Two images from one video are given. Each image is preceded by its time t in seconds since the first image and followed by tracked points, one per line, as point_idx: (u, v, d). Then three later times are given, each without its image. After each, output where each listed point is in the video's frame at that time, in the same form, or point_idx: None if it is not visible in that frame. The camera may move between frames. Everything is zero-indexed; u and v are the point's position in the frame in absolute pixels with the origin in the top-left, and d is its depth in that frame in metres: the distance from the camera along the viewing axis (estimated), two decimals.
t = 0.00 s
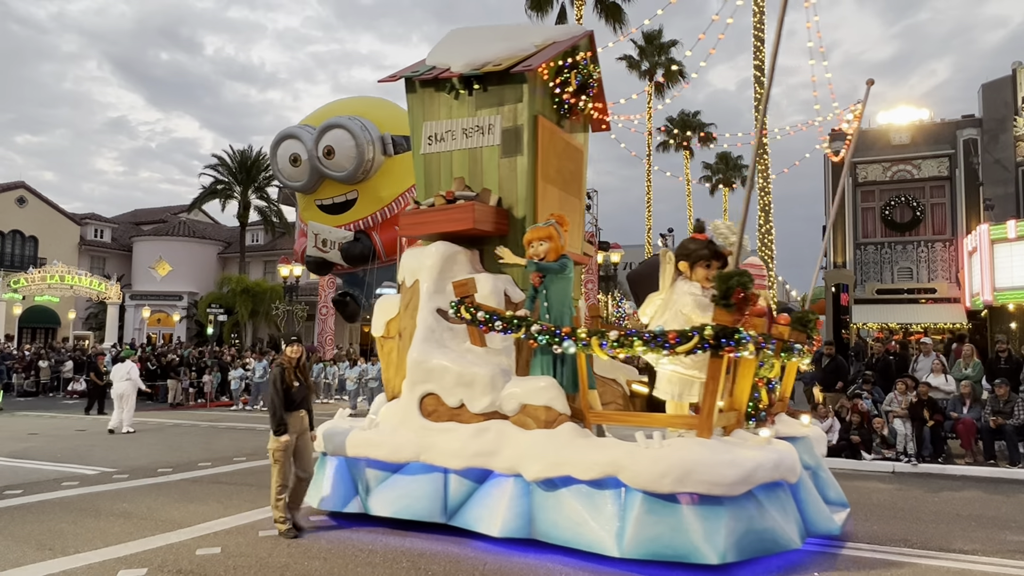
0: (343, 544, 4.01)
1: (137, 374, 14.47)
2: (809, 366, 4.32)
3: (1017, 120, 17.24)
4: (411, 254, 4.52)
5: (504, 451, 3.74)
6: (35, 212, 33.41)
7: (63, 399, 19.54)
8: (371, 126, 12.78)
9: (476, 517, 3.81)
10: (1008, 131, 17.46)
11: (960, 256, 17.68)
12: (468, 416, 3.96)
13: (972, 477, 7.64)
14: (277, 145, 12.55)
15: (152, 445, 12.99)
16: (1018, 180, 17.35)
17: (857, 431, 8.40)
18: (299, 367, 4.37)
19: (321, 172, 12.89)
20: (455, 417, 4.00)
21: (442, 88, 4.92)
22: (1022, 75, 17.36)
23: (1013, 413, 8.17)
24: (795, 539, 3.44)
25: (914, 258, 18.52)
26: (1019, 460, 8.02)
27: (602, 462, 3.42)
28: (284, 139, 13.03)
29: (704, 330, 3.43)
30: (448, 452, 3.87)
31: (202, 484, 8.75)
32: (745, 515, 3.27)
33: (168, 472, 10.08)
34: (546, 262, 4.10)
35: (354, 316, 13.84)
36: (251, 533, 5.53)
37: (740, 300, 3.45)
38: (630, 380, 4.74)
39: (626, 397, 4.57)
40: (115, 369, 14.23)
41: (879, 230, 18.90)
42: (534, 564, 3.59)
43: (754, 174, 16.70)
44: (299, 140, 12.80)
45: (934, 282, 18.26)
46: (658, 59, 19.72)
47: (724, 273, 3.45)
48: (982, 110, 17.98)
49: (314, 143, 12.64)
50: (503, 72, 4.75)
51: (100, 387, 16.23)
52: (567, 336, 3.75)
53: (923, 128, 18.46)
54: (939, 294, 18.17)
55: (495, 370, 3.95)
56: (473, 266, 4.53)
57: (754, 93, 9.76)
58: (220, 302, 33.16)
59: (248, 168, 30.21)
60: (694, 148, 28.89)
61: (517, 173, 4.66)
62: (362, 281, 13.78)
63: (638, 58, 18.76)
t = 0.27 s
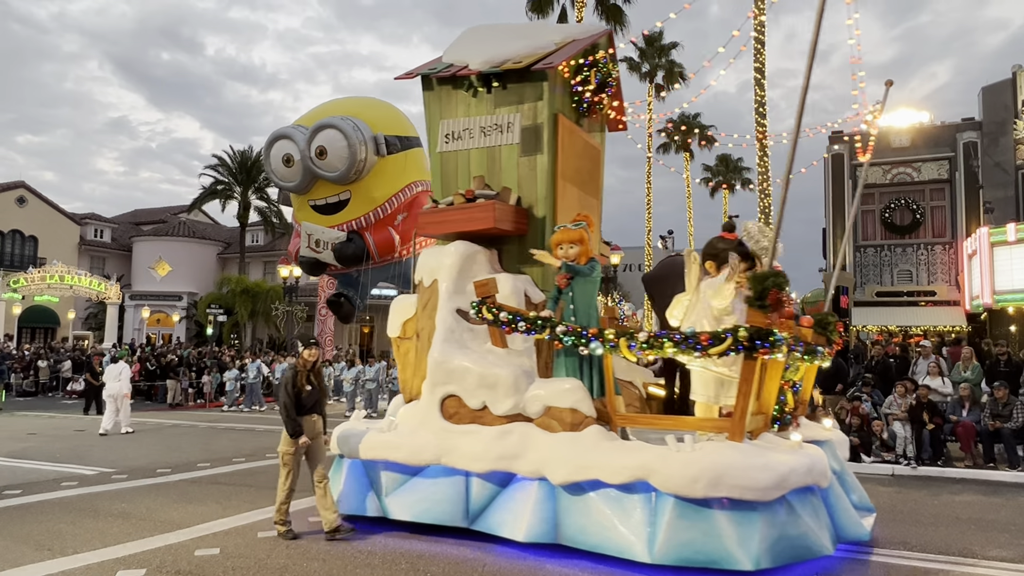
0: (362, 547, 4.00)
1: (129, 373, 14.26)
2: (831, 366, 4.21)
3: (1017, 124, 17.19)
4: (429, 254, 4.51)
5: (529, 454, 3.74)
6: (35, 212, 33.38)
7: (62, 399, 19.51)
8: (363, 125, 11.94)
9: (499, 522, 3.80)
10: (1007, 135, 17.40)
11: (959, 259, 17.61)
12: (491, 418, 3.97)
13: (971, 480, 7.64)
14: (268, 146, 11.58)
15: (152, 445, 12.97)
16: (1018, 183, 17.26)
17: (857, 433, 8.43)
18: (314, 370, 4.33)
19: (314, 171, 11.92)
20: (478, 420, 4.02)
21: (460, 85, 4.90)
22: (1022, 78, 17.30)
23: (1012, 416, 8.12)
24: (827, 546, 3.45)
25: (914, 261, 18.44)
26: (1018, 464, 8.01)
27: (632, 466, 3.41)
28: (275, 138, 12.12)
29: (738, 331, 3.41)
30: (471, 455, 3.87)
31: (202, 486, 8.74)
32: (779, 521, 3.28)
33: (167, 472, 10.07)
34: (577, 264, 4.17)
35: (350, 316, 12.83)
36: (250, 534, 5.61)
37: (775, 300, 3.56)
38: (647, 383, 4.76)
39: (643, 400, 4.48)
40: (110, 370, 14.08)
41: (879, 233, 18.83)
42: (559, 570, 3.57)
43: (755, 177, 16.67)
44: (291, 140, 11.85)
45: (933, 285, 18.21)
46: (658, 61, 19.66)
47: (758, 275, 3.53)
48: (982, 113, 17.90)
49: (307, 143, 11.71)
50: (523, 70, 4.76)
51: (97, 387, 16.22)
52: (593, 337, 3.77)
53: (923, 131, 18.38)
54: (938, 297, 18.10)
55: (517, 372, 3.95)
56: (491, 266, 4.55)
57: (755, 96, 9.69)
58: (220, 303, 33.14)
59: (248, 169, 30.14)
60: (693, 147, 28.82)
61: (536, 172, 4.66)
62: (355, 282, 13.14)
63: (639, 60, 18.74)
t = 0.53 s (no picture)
0: (384, 555, 4.03)
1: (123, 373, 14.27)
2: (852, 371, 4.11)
3: (1017, 127, 17.06)
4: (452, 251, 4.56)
5: (558, 457, 3.79)
6: (36, 212, 33.37)
7: (61, 399, 19.48)
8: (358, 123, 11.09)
9: (527, 526, 3.84)
10: (1008, 138, 17.28)
11: (959, 262, 17.50)
12: (518, 421, 4.02)
13: (971, 483, 7.62)
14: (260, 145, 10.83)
15: (152, 445, 12.95)
16: (1018, 187, 17.11)
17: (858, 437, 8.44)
18: (337, 371, 4.33)
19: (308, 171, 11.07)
20: (502, 422, 4.06)
21: (482, 82, 4.95)
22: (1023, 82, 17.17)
23: (1012, 420, 8.04)
24: (863, 553, 3.48)
25: (914, 264, 18.31)
26: (1018, 467, 7.94)
27: (668, 471, 3.45)
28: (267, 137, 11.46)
29: (777, 334, 3.55)
30: (498, 458, 3.90)
31: (204, 488, 8.75)
32: (817, 528, 3.33)
33: (168, 473, 10.07)
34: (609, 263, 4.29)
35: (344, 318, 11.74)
36: (252, 535, 5.70)
37: (815, 302, 3.65)
38: (665, 386, 4.71)
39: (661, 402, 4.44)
40: (103, 369, 14.08)
41: (879, 236, 18.74)
42: None
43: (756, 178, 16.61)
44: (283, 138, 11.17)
45: (933, 288, 18.11)
46: (659, 63, 19.61)
47: (798, 277, 3.62)
48: (983, 116, 17.82)
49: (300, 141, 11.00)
50: (546, 68, 4.85)
51: (95, 387, 16.18)
52: (625, 340, 3.91)
53: (923, 134, 18.29)
54: (938, 300, 18.02)
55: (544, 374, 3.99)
56: (514, 266, 4.61)
57: (755, 97, 9.59)
58: (220, 303, 33.15)
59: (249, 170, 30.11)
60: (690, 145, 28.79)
61: (560, 171, 4.76)
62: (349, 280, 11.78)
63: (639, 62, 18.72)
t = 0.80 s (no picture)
0: (403, 558, 4.07)
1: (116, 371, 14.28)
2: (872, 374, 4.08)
3: (1012, 129, 16.63)
4: (474, 250, 4.72)
5: (584, 460, 3.83)
6: (31, 210, 33.29)
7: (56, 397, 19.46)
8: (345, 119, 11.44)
9: (551, 530, 3.88)
10: (1003, 140, 16.86)
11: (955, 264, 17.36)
12: (542, 423, 4.07)
13: (965, 484, 7.59)
14: (250, 143, 11.18)
15: (147, 444, 12.96)
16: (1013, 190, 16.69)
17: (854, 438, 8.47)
18: (353, 370, 4.47)
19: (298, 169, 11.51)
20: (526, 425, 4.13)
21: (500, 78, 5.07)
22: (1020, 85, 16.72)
23: (1007, 421, 7.99)
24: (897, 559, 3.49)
25: (910, 266, 18.23)
26: (1013, 469, 7.89)
27: (698, 475, 3.49)
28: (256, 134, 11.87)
29: (813, 336, 3.53)
30: (521, 461, 3.96)
31: (199, 488, 8.76)
32: (851, 533, 3.35)
33: (164, 472, 10.10)
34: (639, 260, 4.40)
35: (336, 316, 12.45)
36: (244, 535, 5.82)
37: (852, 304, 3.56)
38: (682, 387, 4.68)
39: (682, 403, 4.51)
40: (95, 367, 14.07)
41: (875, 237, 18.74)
42: None
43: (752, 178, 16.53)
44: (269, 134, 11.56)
45: (928, 289, 18.05)
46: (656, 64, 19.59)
47: (833, 278, 3.59)
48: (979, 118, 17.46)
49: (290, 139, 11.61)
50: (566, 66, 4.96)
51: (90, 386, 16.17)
52: (654, 341, 3.88)
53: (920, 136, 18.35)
54: (933, 301, 17.97)
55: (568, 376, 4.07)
56: (533, 265, 4.78)
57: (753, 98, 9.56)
58: (215, 302, 33.11)
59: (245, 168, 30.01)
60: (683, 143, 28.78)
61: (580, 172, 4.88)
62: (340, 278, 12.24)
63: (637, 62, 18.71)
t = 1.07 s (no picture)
0: (425, 559, 4.09)
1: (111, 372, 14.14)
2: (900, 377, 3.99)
3: (1004, 133, 16.42)
4: (491, 251, 4.67)
5: (610, 463, 3.84)
6: (22, 209, 33.11)
7: (47, 397, 19.36)
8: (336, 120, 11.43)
9: (575, 535, 3.91)
10: (995, 144, 16.69)
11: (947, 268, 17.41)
12: (564, 426, 4.06)
13: (957, 486, 7.59)
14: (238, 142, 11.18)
15: (141, 445, 12.92)
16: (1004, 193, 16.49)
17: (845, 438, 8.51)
18: (368, 374, 4.49)
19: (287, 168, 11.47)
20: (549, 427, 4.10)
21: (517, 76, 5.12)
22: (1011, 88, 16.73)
23: (999, 424, 8.02)
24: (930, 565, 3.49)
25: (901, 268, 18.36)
26: (1004, 471, 7.91)
27: (730, 479, 3.50)
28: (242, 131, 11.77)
29: (847, 339, 3.50)
30: (544, 465, 3.97)
31: (193, 490, 8.73)
32: (886, 540, 3.35)
33: (157, 473, 10.09)
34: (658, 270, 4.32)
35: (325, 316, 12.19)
36: (239, 536, 5.92)
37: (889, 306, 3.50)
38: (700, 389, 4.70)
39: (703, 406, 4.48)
40: (88, 368, 13.98)
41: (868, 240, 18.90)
42: None
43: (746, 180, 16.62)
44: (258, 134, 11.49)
45: (921, 292, 18.12)
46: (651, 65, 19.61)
47: (869, 280, 3.49)
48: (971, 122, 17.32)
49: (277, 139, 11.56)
50: (585, 64, 5.03)
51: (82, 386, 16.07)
52: (681, 343, 3.88)
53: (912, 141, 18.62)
54: (925, 304, 18.00)
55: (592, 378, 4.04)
56: (552, 266, 4.77)
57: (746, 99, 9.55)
58: (209, 302, 33.07)
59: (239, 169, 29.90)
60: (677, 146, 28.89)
61: (600, 169, 4.93)
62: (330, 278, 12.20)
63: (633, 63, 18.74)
